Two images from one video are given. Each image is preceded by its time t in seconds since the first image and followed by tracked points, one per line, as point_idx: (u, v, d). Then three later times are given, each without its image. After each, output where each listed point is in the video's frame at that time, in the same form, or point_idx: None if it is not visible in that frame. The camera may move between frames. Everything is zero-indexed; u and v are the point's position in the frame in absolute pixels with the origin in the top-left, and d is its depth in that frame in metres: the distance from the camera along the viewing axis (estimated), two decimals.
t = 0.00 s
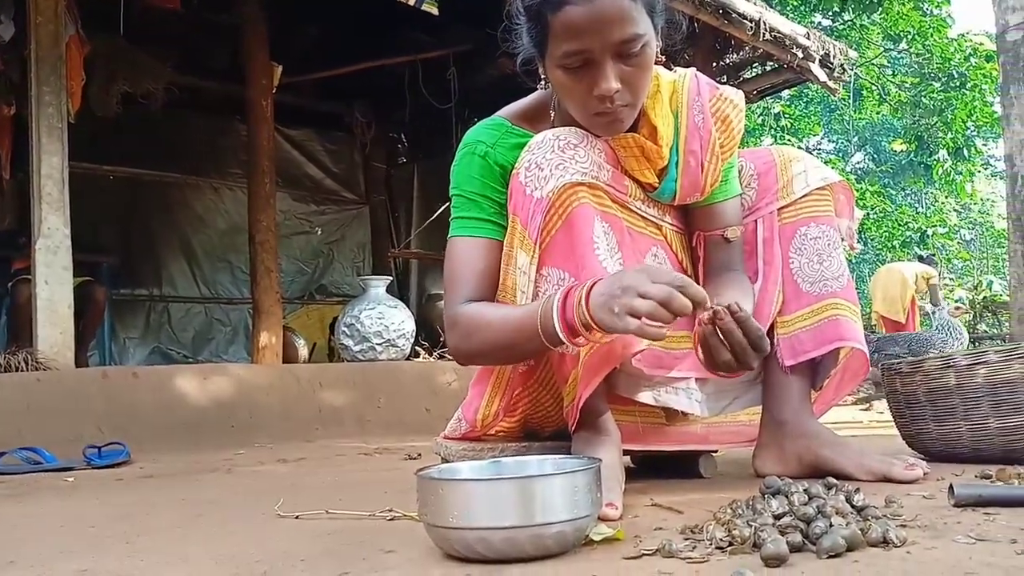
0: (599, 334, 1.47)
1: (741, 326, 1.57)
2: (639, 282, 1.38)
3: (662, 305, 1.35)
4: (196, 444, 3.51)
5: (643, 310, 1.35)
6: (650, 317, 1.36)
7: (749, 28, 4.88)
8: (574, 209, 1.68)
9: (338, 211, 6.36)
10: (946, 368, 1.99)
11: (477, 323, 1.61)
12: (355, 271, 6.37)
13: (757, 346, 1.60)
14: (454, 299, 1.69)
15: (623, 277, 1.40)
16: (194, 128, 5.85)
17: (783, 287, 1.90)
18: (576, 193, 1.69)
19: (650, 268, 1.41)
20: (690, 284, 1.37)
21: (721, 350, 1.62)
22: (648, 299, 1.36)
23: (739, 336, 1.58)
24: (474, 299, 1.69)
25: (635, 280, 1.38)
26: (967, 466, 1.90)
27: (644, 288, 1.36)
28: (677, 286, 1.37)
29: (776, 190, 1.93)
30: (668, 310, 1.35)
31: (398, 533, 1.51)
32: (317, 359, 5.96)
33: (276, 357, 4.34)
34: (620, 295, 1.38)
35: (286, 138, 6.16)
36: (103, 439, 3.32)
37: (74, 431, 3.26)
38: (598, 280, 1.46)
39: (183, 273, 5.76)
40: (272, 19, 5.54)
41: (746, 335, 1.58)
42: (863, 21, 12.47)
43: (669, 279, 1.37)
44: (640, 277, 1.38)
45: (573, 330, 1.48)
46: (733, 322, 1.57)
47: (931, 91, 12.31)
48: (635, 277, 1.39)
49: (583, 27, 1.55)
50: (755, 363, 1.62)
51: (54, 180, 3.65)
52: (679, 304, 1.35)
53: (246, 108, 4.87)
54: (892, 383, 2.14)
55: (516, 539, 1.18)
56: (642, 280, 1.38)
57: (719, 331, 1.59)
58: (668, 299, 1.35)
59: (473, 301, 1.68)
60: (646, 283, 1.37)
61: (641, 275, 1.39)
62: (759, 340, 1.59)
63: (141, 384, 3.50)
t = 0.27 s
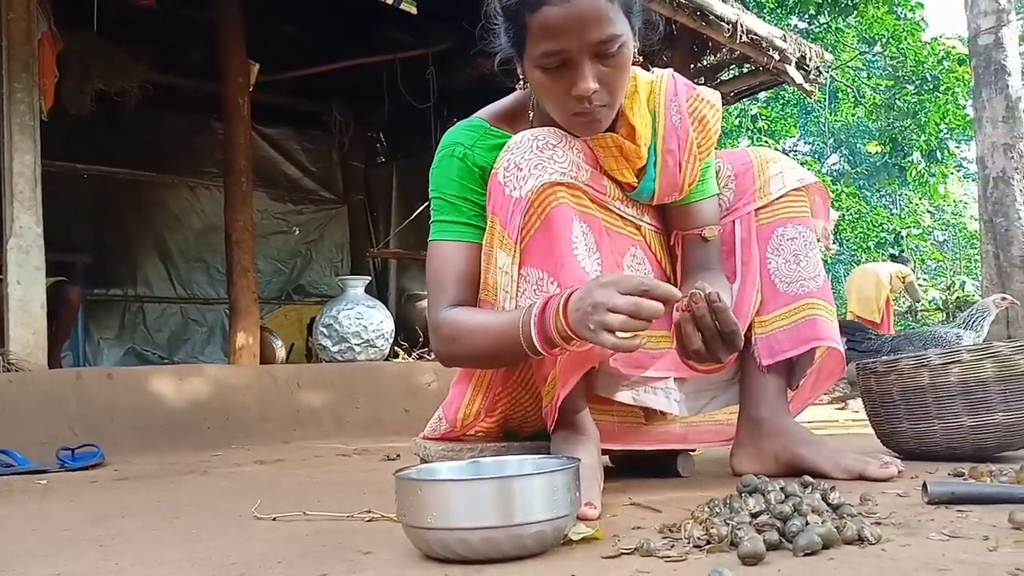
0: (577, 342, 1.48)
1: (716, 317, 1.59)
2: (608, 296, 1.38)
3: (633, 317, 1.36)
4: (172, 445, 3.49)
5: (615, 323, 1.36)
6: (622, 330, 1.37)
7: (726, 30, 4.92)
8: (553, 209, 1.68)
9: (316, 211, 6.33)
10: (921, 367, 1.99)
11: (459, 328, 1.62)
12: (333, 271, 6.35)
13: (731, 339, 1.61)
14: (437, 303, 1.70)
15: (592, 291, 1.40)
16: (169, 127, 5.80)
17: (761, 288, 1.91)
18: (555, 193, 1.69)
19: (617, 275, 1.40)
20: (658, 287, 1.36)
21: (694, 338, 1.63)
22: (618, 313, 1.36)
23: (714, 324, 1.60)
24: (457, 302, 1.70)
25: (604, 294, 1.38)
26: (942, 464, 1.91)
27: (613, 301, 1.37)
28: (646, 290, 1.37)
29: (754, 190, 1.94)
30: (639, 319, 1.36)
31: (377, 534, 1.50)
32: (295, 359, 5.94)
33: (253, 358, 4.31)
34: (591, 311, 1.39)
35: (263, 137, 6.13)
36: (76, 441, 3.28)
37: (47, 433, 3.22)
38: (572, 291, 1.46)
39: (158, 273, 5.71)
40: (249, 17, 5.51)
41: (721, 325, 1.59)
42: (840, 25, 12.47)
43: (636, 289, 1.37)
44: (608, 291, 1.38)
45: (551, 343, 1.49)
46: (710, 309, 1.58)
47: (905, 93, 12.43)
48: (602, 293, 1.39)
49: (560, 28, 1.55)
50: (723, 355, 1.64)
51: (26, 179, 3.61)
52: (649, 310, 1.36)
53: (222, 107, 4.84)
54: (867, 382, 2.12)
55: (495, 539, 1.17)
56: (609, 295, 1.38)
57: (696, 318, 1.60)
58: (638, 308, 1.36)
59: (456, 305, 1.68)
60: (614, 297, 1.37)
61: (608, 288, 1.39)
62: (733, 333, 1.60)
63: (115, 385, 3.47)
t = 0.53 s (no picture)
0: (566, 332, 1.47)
1: (714, 324, 1.61)
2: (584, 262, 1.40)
3: (604, 275, 1.37)
4: (161, 445, 3.48)
5: (585, 282, 1.37)
6: (592, 289, 1.37)
7: (716, 29, 4.93)
8: (543, 208, 1.68)
9: (306, 209, 6.32)
10: (908, 366, 2.00)
11: (450, 326, 1.62)
12: (323, 270, 6.33)
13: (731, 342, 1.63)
14: (429, 301, 1.71)
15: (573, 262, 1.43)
16: (158, 125, 5.78)
17: (751, 286, 1.92)
18: (545, 192, 1.69)
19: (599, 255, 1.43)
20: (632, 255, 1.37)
21: (695, 349, 1.65)
22: (589, 272, 1.38)
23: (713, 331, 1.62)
24: (447, 302, 1.71)
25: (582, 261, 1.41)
26: (930, 462, 1.92)
27: (586, 263, 1.39)
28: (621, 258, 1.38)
29: (744, 190, 1.95)
30: (610, 281, 1.36)
31: (367, 533, 1.50)
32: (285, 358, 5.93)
33: (243, 357, 4.30)
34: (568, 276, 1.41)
35: (252, 135, 6.11)
36: (65, 440, 3.27)
37: (35, 432, 3.21)
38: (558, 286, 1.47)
39: (147, 271, 5.69)
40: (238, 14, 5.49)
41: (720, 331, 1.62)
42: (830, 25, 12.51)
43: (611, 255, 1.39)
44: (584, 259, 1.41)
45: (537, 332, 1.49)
46: (707, 318, 1.60)
47: (893, 93, 12.48)
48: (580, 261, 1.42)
49: (550, 27, 1.56)
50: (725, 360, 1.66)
51: (13, 177, 3.59)
52: (621, 273, 1.36)
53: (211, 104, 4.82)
54: (855, 380, 2.13)
55: (486, 538, 1.17)
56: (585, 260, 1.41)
57: (693, 329, 1.63)
58: (608, 269, 1.37)
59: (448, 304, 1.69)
60: (587, 261, 1.40)
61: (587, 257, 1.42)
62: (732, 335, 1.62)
63: (104, 384, 3.45)
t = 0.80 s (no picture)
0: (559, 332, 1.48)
1: (698, 322, 1.61)
2: (589, 271, 1.39)
3: (612, 290, 1.36)
4: (147, 444, 3.46)
5: (592, 295, 1.37)
6: (599, 301, 1.37)
7: (704, 28, 4.95)
8: (532, 206, 1.68)
9: (294, 207, 6.30)
10: (892, 364, 2.01)
11: (440, 323, 1.62)
12: (311, 269, 6.32)
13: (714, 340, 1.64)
14: (417, 298, 1.71)
15: (576, 269, 1.42)
16: (144, 122, 5.75)
17: (737, 285, 1.92)
18: (534, 190, 1.69)
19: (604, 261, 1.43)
20: (639, 269, 1.37)
21: (679, 348, 1.67)
22: (597, 284, 1.37)
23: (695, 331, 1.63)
24: (435, 298, 1.70)
25: (586, 270, 1.40)
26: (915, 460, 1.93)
27: (593, 274, 1.38)
28: (626, 271, 1.38)
29: (730, 189, 1.95)
30: (617, 296, 1.36)
31: (355, 531, 1.50)
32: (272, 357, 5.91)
33: (230, 355, 4.28)
34: (572, 284, 1.40)
35: (239, 132, 6.09)
36: (50, 439, 3.25)
37: (20, 431, 3.19)
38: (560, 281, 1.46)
39: (133, 270, 5.66)
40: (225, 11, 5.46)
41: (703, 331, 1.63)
42: (817, 24, 12.54)
43: (620, 267, 1.39)
44: (591, 267, 1.40)
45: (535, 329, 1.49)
46: (691, 317, 1.60)
47: (880, 92, 12.56)
48: (587, 268, 1.40)
49: (539, 26, 1.55)
50: (709, 357, 1.67)
51: None
52: (628, 288, 1.36)
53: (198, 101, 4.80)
54: (841, 379, 2.13)
55: (473, 536, 1.17)
56: (593, 269, 1.39)
57: (676, 328, 1.64)
58: (616, 283, 1.36)
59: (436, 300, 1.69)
60: (596, 271, 1.39)
61: (592, 265, 1.40)
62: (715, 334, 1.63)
63: (90, 383, 3.43)
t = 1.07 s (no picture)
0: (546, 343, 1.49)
1: (697, 320, 1.61)
2: (574, 289, 1.39)
3: (597, 309, 1.37)
4: (138, 446, 3.45)
5: (577, 314, 1.37)
6: (585, 321, 1.37)
7: (697, 30, 4.96)
8: (524, 207, 1.68)
9: (287, 207, 6.29)
10: (884, 365, 2.01)
11: (433, 327, 1.62)
12: (304, 270, 6.31)
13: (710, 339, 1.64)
14: (411, 302, 1.71)
15: (561, 286, 1.41)
16: (137, 122, 5.74)
17: (730, 286, 1.93)
18: (526, 191, 1.69)
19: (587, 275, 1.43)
20: (624, 286, 1.38)
21: (675, 346, 1.65)
22: (583, 304, 1.37)
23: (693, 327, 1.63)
24: (430, 303, 1.71)
25: (571, 287, 1.40)
26: (907, 461, 1.93)
27: (579, 293, 1.38)
28: (611, 288, 1.38)
29: (723, 190, 1.95)
30: (603, 314, 1.37)
31: (347, 534, 1.50)
32: (265, 358, 5.90)
33: (222, 356, 4.28)
34: (557, 302, 1.40)
35: (232, 133, 6.08)
36: (40, 441, 3.23)
37: (10, 433, 3.17)
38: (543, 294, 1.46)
39: (125, 270, 5.65)
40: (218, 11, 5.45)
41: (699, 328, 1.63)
42: (809, 26, 12.58)
43: (604, 284, 1.39)
44: (575, 284, 1.40)
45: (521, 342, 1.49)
46: (691, 314, 1.61)
47: (872, 95, 12.67)
48: (571, 286, 1.40)
49: (530, 27, 1.55)
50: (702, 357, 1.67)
51: None
52: (613, 306, 1.36)
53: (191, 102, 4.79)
54: (833, 380, 2.14)
55: (466, 539, 1.17)
56: (577, 287, 1.39)
57: (674, 325, 1.63)
58: (601, 300, 1.37)
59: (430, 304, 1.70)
60: (580, 289, 1.39)
61: (576, 282, 1.40)
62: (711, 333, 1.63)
63: (81, 384, 3.42)
